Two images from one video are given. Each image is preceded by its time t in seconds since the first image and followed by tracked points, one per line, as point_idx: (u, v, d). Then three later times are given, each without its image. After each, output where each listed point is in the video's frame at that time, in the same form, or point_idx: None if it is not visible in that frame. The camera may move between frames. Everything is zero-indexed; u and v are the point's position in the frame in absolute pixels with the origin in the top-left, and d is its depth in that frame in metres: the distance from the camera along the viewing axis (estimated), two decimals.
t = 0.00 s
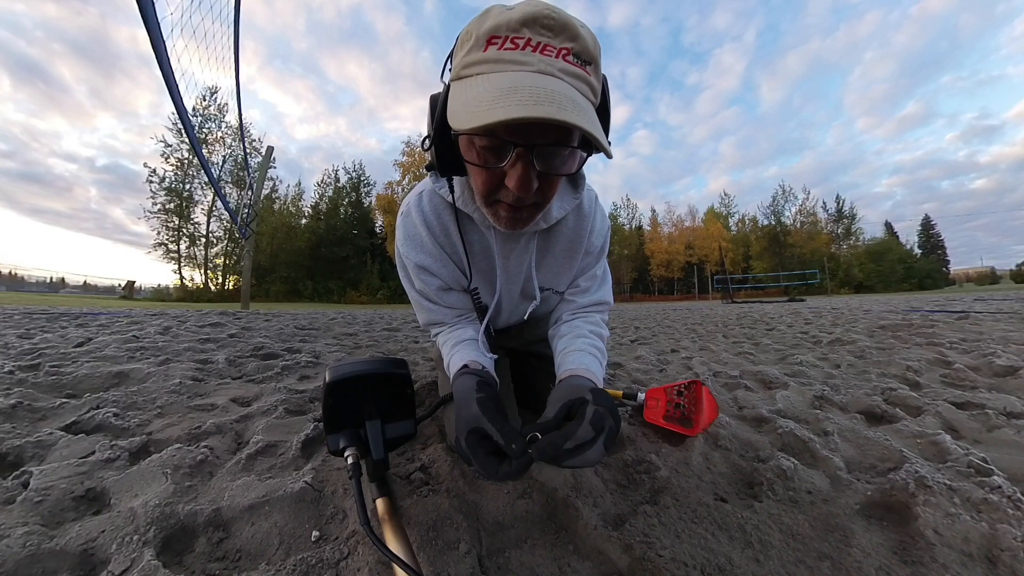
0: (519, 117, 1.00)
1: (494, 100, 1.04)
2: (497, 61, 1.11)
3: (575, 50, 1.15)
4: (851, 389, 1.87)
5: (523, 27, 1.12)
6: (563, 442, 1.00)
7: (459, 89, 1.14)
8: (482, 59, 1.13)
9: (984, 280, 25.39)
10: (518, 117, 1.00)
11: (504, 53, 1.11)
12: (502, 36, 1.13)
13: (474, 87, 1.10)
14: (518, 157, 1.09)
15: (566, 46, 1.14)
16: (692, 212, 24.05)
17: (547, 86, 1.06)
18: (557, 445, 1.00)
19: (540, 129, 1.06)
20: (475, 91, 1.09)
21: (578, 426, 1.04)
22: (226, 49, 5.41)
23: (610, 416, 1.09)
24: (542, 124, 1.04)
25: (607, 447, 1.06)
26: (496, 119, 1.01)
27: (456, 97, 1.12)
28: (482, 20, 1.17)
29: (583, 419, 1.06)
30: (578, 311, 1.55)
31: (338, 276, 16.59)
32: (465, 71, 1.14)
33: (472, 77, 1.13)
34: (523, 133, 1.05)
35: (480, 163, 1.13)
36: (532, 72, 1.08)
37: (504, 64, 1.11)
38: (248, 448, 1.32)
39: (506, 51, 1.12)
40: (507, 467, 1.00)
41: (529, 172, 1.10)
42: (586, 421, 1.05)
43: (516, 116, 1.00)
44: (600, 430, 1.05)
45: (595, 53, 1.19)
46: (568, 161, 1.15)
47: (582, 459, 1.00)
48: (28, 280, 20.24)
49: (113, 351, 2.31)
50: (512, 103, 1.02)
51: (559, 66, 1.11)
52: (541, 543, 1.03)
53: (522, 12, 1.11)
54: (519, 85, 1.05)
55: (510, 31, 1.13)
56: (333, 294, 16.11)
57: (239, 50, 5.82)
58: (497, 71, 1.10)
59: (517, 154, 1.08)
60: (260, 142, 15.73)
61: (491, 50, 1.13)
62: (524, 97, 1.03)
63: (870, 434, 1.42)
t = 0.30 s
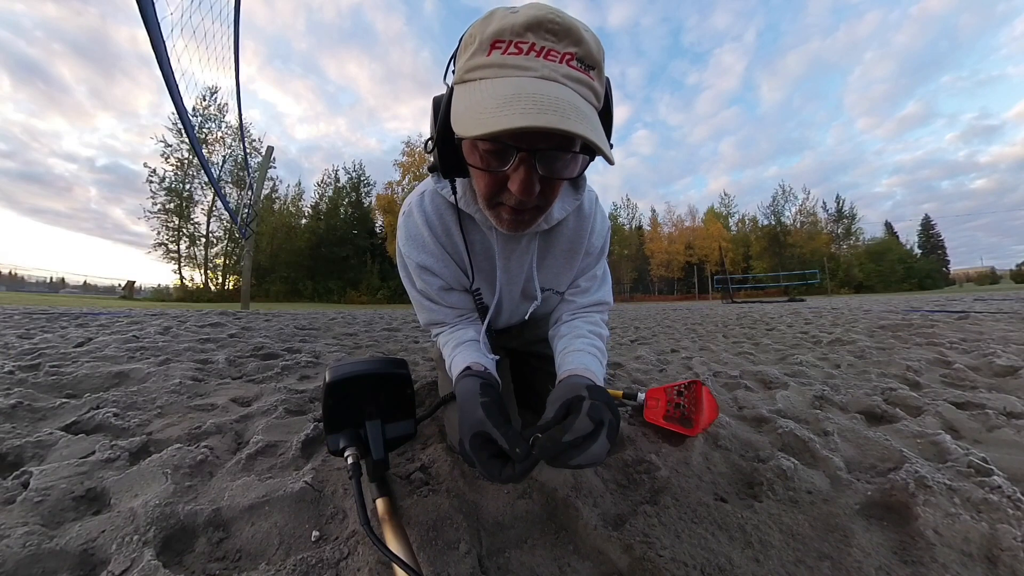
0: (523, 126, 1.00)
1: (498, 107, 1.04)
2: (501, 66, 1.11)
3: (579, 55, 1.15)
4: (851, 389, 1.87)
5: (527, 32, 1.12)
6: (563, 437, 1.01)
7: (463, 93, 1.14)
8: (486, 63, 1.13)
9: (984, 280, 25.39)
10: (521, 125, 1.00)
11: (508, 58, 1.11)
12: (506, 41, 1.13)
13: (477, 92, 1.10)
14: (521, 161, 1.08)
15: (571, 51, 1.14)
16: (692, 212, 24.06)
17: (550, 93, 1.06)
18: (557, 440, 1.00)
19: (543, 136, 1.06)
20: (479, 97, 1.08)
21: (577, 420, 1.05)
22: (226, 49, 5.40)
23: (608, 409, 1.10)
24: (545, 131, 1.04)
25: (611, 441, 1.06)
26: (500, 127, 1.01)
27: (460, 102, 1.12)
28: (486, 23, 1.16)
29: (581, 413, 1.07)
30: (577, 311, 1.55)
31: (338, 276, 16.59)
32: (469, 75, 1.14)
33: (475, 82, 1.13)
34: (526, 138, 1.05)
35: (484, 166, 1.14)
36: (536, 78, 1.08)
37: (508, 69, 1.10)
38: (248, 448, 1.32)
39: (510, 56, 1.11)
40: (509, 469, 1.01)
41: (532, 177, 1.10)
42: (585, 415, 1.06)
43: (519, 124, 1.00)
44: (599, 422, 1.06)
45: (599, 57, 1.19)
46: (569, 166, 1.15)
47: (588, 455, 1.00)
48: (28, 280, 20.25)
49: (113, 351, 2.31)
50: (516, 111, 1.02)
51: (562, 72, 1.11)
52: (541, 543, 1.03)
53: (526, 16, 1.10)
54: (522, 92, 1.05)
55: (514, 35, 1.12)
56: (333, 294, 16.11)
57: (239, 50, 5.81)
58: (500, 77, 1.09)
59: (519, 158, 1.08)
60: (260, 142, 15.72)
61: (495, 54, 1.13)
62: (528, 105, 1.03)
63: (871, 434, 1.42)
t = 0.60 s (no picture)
0: (531, 130, 1.00)
1: (503, 112, 1.04)
2: (505, 69, 1.10)
3: (581, 58, 1.16)
4: (851, 389, 1.87)
5: (530, 34, 1.12)
6: (561, 429, 1.04)
7: (465, 95, 1.13)
8: (489, 66, 1.12)
9: (984, 280, 25.39)
10: (527, 130, 1.00)
11: (511, 61, 1.11)
12: (510, 44, 1.12)
13: (480, 96, 1.09)
14: (524, 163, 1.08)
15: (573, 54, 1.14)
16: (692, 211, 24.08)
17: (554, 97, 1.06)
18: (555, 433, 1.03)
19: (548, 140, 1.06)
20: (482, 101, 1.08)
21: (575, 413, 1.06)
22: (226, 49, 5.40)
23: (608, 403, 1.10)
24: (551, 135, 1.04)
25: (611, 435, 1.06)
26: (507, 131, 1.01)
27: (463, 105, 1.11)
28: (489, 25, 1.16)
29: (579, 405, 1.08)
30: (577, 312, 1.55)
31: (338, 276, 16.59)
32: (472, 78, 1.13)
33: (478, 85, 1.12)
34: (531, 141, 1.05)
35: (487, 168, 1.14)
36: (539, 82, 1.08)
37: (511, 73, 1.10)
38: (248, 448, 1.32)
39: (514, 58, 1.11)
40: (510, 468, 1.02)
41: (535, 178, 1.10)
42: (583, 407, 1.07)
43: (526, 129, 1.00)
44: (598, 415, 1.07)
45: (600, 60, 1.19)
46: (572, 167, 1.15)
47: (588, 450, 1.00)
48: (27, 280, 20.26)
49: (113, 351, 2.32)
50: (522, 116, 1.02)
51: (566, 74, 1.11)
52: (541, 543, 1.03)
53: (530, 19, 1.11)
54: (527, 96, 1.05)
55: (517, 38, 1.12)
56: (333, 294, 16.11)
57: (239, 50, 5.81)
58: (504, 81, 1.09)
59: (523, 161, 1.08)
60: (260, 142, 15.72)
61: (498, 57, 1.12)
62: (534, 109, 1.03)
63: (871, 434, 1.42)
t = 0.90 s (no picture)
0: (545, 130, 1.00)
1: (512, 112, 1.04)
2: (512, 70, 1.10)
3: (586, 58, 1.16)
4: (851, 389, 1.87)
5: (537, 35, 1.12)
6: (574, 430, 1.04)
7: (472, 96, 1.12)
8: (497, 67, 1.11)
9: (984, 280, 25.38)
10: (538, 131, 1.00)
11: (519, 61, 1.10)
12: (517, 44, 1.12)
13: (490, 96, 1.09)
14: (531, 163, 1.09)
15: (578, 55, 1.15)
16: (692, 211, 24.08)
17: (563, 97, 1.06)
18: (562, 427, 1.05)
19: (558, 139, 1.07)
20: (490, 101, 1.08)
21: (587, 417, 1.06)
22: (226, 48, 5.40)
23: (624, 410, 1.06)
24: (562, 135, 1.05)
25: (616, 438, 1.03)
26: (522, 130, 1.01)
27: (471, 105, 1.11)
28: (495, 26, 1.15)
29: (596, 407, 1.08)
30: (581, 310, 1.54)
31: (338, 276, 16.59)
32: (478, 79, 1.13)
33: (486, 85, 1.12)
34: (539, 141, 1.05)
35: (492, 169, 1.14)
36: (548, 82, 1.08)
37: (520, 72, 1.10)
38: (248, 448, 1.32)
39: (521, 59, 1.11)
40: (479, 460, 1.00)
41: (541, 177, 1.10)
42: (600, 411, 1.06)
43: (540, 129, 1.00)
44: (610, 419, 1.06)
45: (604, 61, 1.20)
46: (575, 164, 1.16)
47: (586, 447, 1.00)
48: (27, 280, 20.27)
49: (113, 351, 2.32)
50: (532, 116, 1.02)
51: (572, 75, 1.11)
52: (541, 543, 1.03)
53: (537, 19, 1.11)
54: (536, 96, 1.05)
55: (524, 38, 1.12)
56: (333, 294, 16.11)
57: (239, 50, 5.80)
58: (512, 81, 1.09)
59: (530, 160, 1.08)
60: (260, 142, 15.72)
61: (505, 58, 1.12)
62: (544, 109, 1.03)
63: (871, 434, 1.42)
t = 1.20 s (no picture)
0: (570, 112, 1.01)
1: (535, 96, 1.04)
2: (535, 60, 1.10)
3: (601, 57, 1.17)
4: (851, 389, 1.87)
5: (559, 32, 1.13)
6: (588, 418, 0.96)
7: (494, 84, 1.12)
8: (520, 58, 1.12)
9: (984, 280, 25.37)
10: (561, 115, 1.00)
11: (542, 54, 1.11)
12: (540, 38, 1.13)
13: (512, 83, 1.09)
14: (546, 146, 1.09)
15: (596, 54, 1.16)
16: (692, 211, 24.09)
17: (584, 88, 1.07)
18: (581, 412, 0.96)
19: (576, 123, 1.08)
20: (513, 87, 1.08)
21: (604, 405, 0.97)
22: (226, 49, 5.41)
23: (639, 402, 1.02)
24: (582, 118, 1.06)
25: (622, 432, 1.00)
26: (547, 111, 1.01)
27: (492, 92, 1.11)
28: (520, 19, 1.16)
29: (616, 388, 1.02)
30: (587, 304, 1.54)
31: (338, 276, 16.59)
32: (502, 67, 1.13)
33: (509, 72, 1.12)
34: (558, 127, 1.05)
35: (507, 151, 1.14)
36: (569, 75, 1.09)
37: (542, 64, 1.10)
38: (248, 448, 1.32)
39: (543, 52, 1.11)
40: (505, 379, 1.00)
41: (555, 161, 1.11)
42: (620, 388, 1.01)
43: (564, 111, 1.01)
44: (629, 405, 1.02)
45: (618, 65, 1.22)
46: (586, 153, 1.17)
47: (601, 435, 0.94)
48: (27, 280, 20.28)
49: (113, 351, 2.32)
50: (555, 103, 1.02)
51: (591, 71, 1.12)
52: (541, 543, 1.03)
53: (561, 17, 1.12)
54: (559, 84, 1.06)
55: (547, 34, 1.13)
56: (333, 294, 16.10)
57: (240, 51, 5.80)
58: (535, 70, 1.09)
59: (544, 145, 1.09)
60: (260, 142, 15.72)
61: (529, 50, 1.12)
62: (567, 97, 1.03)
63: (871, 434, 1.42)
